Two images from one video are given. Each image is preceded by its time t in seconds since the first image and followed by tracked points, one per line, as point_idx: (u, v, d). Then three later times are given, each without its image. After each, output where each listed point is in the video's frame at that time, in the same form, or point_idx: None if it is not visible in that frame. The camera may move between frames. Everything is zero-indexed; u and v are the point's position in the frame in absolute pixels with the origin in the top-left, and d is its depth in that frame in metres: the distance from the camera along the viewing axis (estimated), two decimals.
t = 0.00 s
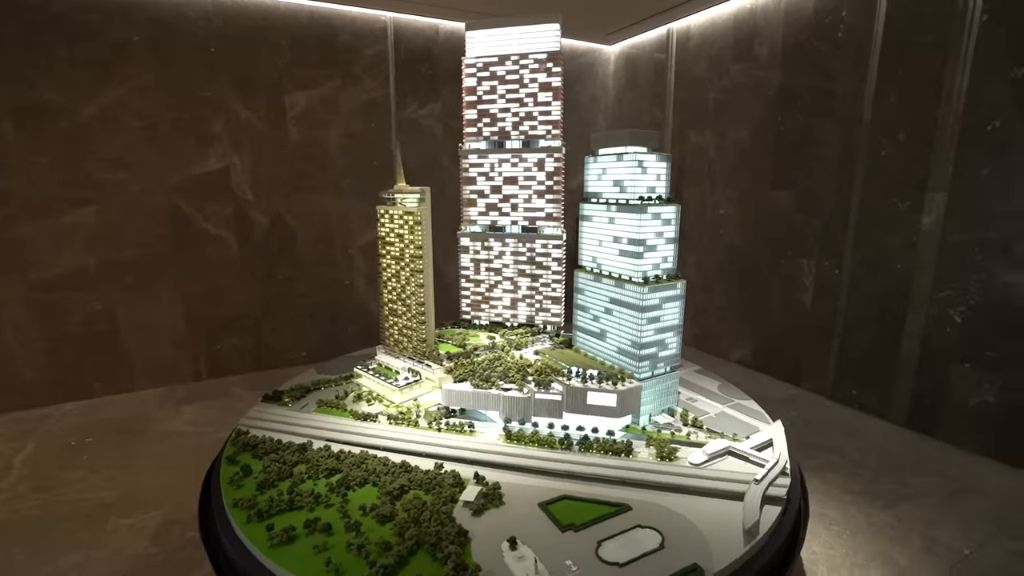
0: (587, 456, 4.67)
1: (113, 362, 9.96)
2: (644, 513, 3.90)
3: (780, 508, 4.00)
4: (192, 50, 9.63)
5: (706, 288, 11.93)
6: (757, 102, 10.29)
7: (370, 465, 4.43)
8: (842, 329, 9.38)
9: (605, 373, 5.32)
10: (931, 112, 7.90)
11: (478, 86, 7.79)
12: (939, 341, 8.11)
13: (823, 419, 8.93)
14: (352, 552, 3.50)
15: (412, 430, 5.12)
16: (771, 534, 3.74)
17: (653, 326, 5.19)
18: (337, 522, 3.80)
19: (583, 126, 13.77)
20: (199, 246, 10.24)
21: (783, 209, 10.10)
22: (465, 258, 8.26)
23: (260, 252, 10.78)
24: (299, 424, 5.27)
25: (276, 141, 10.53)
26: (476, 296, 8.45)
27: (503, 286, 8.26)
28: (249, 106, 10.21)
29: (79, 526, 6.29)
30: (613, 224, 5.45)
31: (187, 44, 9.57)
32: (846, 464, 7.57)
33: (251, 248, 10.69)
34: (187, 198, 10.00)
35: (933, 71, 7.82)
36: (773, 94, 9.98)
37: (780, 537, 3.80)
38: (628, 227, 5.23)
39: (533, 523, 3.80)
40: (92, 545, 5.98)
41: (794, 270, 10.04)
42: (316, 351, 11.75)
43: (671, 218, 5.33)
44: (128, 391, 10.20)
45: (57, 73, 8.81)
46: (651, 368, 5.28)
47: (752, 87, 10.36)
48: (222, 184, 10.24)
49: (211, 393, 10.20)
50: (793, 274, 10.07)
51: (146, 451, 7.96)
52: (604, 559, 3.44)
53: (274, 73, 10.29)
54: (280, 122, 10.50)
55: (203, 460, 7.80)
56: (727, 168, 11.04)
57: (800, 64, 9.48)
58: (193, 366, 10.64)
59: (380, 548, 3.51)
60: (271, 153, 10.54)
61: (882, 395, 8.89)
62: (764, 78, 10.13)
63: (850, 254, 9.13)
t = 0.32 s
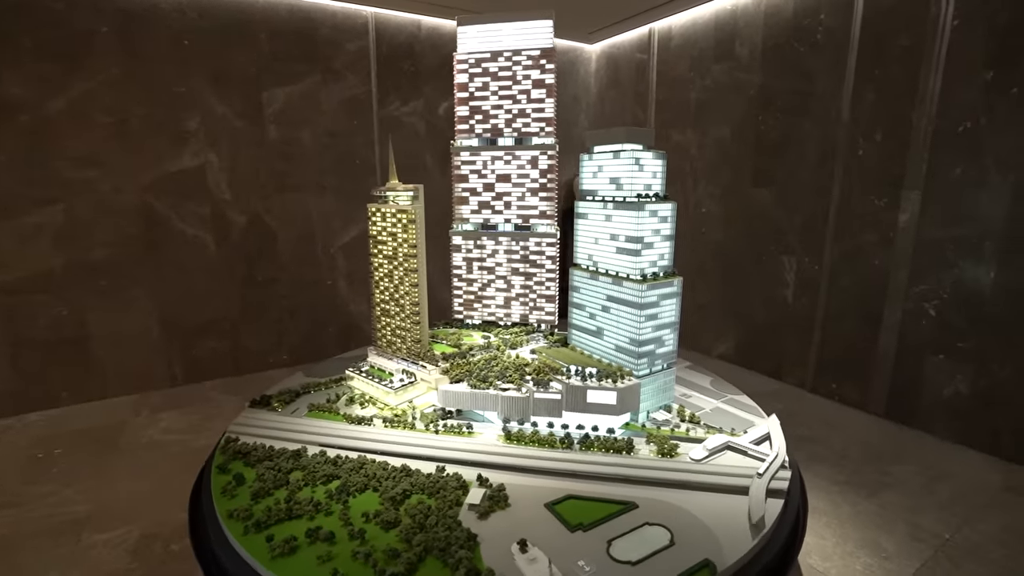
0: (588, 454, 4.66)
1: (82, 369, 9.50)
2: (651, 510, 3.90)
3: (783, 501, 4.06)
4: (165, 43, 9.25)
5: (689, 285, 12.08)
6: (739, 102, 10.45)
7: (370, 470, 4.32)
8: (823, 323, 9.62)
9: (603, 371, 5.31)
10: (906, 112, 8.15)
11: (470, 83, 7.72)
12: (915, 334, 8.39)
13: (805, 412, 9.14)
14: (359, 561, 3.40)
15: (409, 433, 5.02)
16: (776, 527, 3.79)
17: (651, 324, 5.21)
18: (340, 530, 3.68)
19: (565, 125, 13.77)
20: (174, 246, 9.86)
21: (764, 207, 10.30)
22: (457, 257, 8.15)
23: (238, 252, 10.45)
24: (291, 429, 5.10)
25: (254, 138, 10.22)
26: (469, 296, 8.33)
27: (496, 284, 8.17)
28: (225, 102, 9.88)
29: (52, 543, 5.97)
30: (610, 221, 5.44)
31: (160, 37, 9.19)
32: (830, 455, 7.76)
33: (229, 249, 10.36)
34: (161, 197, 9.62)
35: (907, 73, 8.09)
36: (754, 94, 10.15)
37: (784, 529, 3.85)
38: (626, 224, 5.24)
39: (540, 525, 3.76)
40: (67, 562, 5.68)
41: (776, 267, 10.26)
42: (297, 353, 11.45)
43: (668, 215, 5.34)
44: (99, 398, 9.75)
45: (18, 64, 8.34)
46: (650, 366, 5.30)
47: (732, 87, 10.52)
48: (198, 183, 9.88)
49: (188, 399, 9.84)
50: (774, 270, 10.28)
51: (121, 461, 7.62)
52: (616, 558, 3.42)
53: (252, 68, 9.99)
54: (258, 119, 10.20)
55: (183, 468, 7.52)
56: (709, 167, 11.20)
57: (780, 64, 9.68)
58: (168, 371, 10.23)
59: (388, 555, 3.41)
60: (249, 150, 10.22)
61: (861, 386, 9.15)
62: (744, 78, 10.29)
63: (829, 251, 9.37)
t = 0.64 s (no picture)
0: (587, 452, 4.67)
1: (43, 378, 9.00)
2: (654, 506, 3.93)
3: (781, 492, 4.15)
4: (131, 35, 8.82)
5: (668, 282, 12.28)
6: (715, 102, 10.66)
7: (368, 475, 4.22)
8: (798, 318, 9.92)
9: (597, 368, 5.32)
10: (876, 114, 8.48)
11: (459, 80, 7.64)
12: (885, 327, 8.74)
13: (783, 404, 9.41)
14: (366, 569, 3.32)
15: (404, 436, 4.93)
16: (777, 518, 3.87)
17: (646, 321, 5.26)
18: (343, 539, 3.58)
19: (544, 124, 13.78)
20: (142, 248, 9.43)
21: (741, 205, 10.56)
22: (446, 256, 8.06)
23: (211, 254, 10.08)
24: (280, 436, 4.95)
25: (227, 136, 9.87)
26: (458, 295, 8.26)
27: (486, 284, 8.12)
28: (195, 97, 9.51)
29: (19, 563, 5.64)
30: (603, 220, 5.46)
31: (125, 28, 8.76)
32: (808, 445, 8.02)
33: (201, 250, 9.97)
34: (127, 196, 9.18)
35: (876, 76, 8.41)
36: (731, 95, 10.36)
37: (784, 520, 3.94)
38: (620, 223, 5.27)
39: (547, 525, 3.74)
40: None
41: (752, 263, 10.52)
42: (274, 357, 11.14)
43: (660, 213, 5.39)
44: (62, 409, 9.25)
45: None
46: (644, 362, 5.37)
47: (709, 87, 10.72)
48: (167, 181, 9.48)
49: (159, 406, 9.44)
50: (751, 267, 10.55)
51: (91, 474, 7.26)
52: (625, 555, 3.43)
53: (224, 62, 9.64)
54: (231, 115, 9.85)
55: (158, 480, 7.21)
56: (686, 166, 11.39)
57: (755, 66, 9.92)
58: (137, 378, 9.79)
59: (395, 563, 3.34)
60: (222, 148, 9.86)
61: (834, 378, 9.50)
62: (721, 79, 10.49)
63: (804, 248, 9.68)
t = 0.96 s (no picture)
0: (586, 451, 4.70)
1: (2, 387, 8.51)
2: (657, 502, 3.99)
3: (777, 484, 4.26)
4: (95, 27, 8.40)
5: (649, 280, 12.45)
6: (693, 103, 10.85)
7: (368, 480, 4.15)
8: (775, 313, 10.21)
9: (591, 367, 5.37)
10: (848, 116, 8.79)
11: (448, 78, 7.57)
12: (858, 321, 9.09)
13: (763, 398, 9.67)
14: None
15: (400, 440, 4.86)
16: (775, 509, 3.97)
17: (640, 319, 5.33)
18: (346, 546, 3.51)
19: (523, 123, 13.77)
20: (110, 249, 9.02)
21: (719, 203, 10.79)
22: (436, 257, 7.98)
23: (184, 255, 9.72)
24: (272, 442, 4.82)
25: (199, 133, 9.53)
26: (449, 296, 8.19)
27: (477, 284, 8.08)
28: (166, 93, 9.14)
29: None
30: (595, 219, 5.50)
31: (89, 19, 8.35)
32: (788, 437, 8.26)
33: (173, 251, 9.61)
34: (93, 196, 8.77)
35: (848, 79, 8.71)
36: (708, 96, 10.58)
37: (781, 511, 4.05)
38: (613, 222, 5.32)
39: (552, 524, 3.75)
40: None
41: (730, 261, 10.77)
42: (252, 361, 10.83)
43: (652, 212, 5.47)
44: (24, 420, 8.77)
45: None
46: (638, 360, 5.44)
47: (687, 88, 10.91)
48: (136, 180, 9.09)
49: (130, 415, 9.05)
50: (730, 264, 10.80)
51: (59, 488, 6.91)
52: (632, 552, 3.48)
53: (195, 57, 9.29)
54: (203, 111, 9.51)
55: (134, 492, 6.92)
56: (665, 165, 11.57)
57: (731, 68, 10.15)
58: (105, 386, 9.35)
59: (403, 569, 3.30)
60: (194, 145, 9.52)
61: (810, 371, 9.82)
62: (698, 80, 10.70)
63: (780, 246, 9.97)
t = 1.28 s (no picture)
0: (591, 452, 4.74)
1: None
2: (665, 501, 4.05)
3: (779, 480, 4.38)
4: (69, 20, 8.07)
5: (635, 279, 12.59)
6: (678, 104, 11.00)
7: (376, 487, 4.14)
8: (759, 311, 10.46)
9: (592, 368, 5.43)
10: (830, 119, 9.05)
11: (445, 79, 7.53)
12: (839, 318, 9.37)
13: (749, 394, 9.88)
14: None
15: (403, 444, 4.84)
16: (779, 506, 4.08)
17: (641, 319, 5.41)
18: (360, 555, 3.50)
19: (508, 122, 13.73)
20: (86, 252, 8.68)
21: (704, 203, 10.96)
22: (433, 259, 7.94)
23: (164, 257, 9.42)
24: (272, 450, 4.74)
25: (180, 131, 9.25)
26: (446, 298, 8.13)
27: (474, 286, 8.06)
28: (144, 90, 8.83)
29: None
30: (596, 221, 5.57)
31: (62, 12, 8.00)
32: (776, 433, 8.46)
33: (153, 254, 9.29)
34: (68, 196, 8.42)
35: (829, 83, 8.97)
36: (693, 97, 10.73)
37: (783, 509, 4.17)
38: (615, 224, 5.39)
39: (565, 527, 3.78)
40: None
41: (716, 260, 10.98)
42: (236, 366, 10.57)
43: (652, 214, 5.56)
44: None
45: None
46: (638, 360, 5.52)
47: (672, 90, 11.05)
48: (113, 180, 8.76)
49: (110, 423, 8.74)
50: (715, 263, 11.00)
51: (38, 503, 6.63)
52: (646, 551, 3.53)
53: (175, 53, 9.00)
54: (184, 109, 9.23)
55: (119, 503, 6.70)
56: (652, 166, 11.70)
57: (716, 70, 10.32)
58: (82, 394, 9.00)
59: None
60: (175, 144, 9.23)
61: (794, 368, 10.09)
62: (683, 82, 10.85)
63: (765, 246, 10.20)
